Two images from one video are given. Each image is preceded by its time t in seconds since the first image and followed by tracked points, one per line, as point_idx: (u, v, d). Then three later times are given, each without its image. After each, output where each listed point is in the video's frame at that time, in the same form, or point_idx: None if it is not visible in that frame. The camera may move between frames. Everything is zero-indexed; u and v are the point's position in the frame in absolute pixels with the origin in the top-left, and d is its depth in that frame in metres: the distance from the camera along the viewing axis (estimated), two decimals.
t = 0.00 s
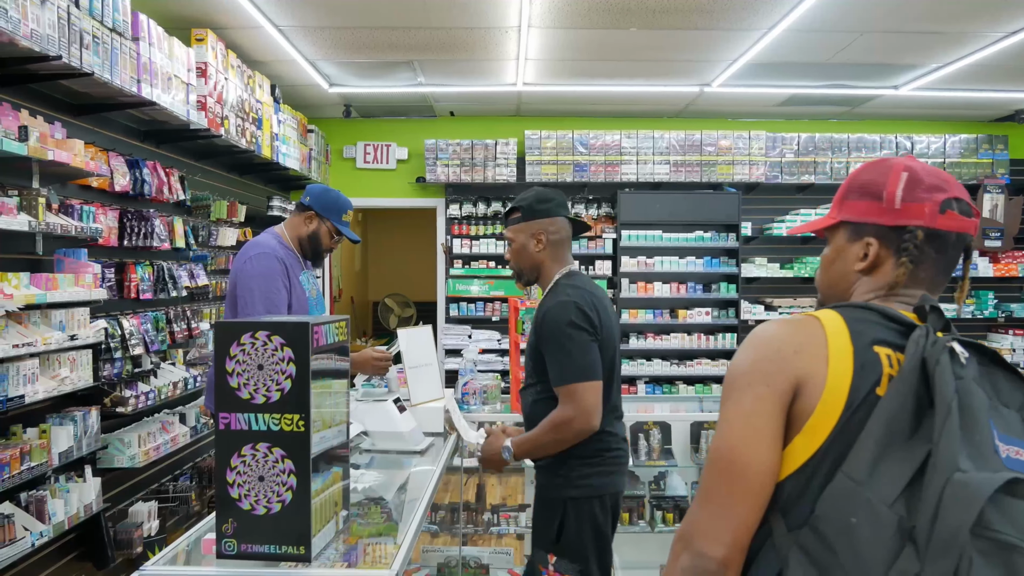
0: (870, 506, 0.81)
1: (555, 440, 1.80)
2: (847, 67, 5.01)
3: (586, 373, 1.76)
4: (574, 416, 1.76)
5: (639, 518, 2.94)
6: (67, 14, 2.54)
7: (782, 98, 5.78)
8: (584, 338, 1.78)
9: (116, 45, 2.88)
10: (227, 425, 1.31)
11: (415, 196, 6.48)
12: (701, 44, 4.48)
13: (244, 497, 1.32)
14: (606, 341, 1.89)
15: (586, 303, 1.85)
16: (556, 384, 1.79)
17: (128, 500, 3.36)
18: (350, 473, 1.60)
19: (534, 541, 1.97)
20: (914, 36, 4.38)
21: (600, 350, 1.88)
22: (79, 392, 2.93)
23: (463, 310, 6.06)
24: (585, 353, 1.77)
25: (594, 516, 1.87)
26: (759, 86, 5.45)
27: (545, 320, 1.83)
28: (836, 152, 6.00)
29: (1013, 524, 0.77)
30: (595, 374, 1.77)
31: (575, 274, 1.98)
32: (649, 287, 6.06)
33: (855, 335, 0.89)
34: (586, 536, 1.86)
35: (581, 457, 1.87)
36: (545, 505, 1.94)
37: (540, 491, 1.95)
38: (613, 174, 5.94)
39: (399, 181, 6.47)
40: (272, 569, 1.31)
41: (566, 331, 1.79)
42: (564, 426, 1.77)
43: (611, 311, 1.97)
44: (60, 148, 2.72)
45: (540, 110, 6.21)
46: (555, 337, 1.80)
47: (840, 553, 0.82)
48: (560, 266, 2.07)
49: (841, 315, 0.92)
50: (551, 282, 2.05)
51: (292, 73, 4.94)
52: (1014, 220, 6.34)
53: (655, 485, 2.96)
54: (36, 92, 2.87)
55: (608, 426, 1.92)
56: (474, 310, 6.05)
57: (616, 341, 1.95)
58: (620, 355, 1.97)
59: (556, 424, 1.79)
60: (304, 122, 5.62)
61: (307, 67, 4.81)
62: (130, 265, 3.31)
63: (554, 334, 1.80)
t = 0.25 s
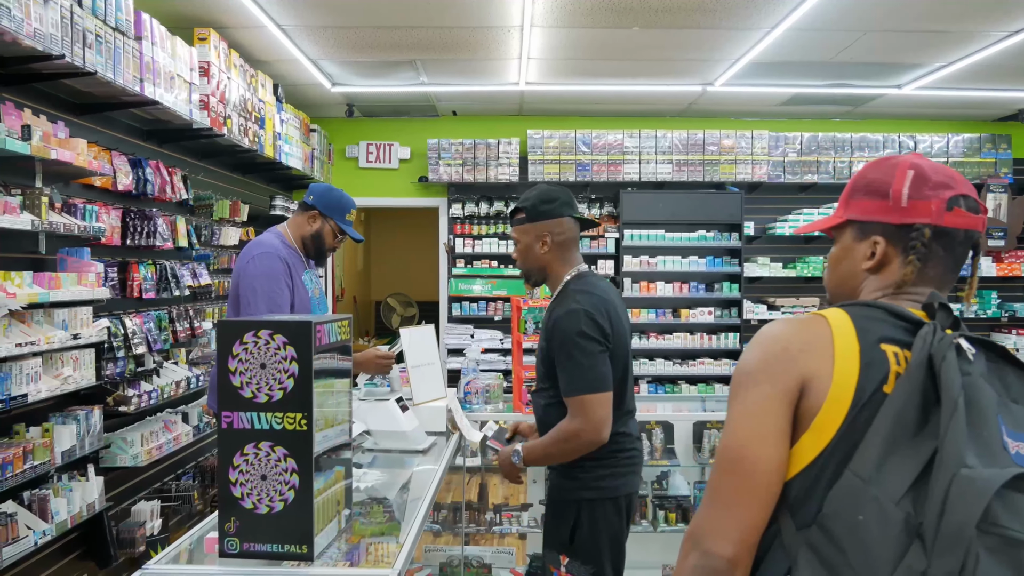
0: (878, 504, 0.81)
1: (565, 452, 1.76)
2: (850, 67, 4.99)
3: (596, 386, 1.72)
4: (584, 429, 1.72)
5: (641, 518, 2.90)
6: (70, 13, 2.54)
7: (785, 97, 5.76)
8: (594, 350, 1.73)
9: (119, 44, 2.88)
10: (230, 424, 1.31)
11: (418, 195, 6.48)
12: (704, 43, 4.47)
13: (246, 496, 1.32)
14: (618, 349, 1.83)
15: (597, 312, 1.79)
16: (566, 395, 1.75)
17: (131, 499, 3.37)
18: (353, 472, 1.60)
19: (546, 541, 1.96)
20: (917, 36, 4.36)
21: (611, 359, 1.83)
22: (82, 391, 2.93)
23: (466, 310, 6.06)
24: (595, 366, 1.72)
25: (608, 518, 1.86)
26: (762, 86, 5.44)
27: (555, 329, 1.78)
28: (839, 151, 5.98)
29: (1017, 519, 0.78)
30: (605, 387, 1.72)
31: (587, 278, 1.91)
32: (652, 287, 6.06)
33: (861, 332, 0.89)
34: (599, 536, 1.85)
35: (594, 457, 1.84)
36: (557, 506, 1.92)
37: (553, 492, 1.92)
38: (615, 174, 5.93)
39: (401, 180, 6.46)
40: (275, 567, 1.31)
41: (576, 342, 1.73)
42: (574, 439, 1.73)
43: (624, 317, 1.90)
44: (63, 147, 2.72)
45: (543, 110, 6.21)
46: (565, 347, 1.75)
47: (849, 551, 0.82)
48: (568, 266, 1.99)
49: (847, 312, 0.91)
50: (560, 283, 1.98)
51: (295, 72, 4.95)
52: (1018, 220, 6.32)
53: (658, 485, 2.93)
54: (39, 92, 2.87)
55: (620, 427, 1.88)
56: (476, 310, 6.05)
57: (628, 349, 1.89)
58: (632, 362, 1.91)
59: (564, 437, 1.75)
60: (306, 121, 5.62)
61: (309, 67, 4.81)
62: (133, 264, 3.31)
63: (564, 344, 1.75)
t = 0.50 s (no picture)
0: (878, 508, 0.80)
1: (579, 458, 1.77)
2: (853, 67, 4.99)
3: (610, 394, 1.70)
4: (598, 437, 1.71)
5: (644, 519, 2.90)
6: (74, 14, 2.55)
7: (788, 98, 5.76)
8: (609, 357, 1.71)
9: (122, 45, 2.89)
10: (233, 424, 1.31)
11: (420, 196, 6.48)
12: (706, 44, 4.47)
13: (250, 496, 1.32)
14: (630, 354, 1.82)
15: (611, 318, 1.77)
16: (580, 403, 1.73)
17: (134, 499, 3.37)
18: (356, 472, 1.60)
19: (557, 543, 1.96)
20: (919, 36, 4.35)
21: (624, 364, 1.81)
22: (85, 391, 2.94)
23: (468, 310, 6.06)
24: (610, 374, 1.71)
25: (619, 519, 1.85)
26: (764, 86, 5.43)
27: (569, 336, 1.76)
28: (842, 152, 5.98)
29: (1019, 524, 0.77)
30: (619, 394, 1.71)
31: (599, 283, 1.89)
32: (654, 288, 6.05)
33: (863, 335, 0.88)
34: (609, 537, 1.84)
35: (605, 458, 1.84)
36: (569, 506, 1.92)
37: (565, 492, 1.92)
38: (618, 175, 5.93)
39: (404, 181, 6.47)
40: (278, 568, 1.31)
41: (590, 349, 1.71)
42: (588, 447, 1.73)
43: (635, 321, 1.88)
44: (67, 148, 2.72)
45: (545, 110, 6.20)
46: (579, 354, 1.73)
47: (851, 555, 0.81)
48: (579, 270, 1.98)
49: (850, 314, 0.91)
50: (571, 287, 1.97)
51: (298, 73, 4.95)
52: (1021, 220, 6.30)
53: (660, 486, 2.93)
54: (43, 93, 2.88)
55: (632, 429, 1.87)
56: (479, 310, 6.05)
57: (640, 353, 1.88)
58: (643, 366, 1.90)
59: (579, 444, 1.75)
60: (309, 122, 5.63)
61: (312, 67, 4.81)
62: (136, 265, 3.32)
63: (578, 352, 1.73)
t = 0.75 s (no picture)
0: (872, 523, 0.79)
1: (586, 454, 1.76)
2: (855, 67, 4.97)
3: (618, 391, 1.70)
4: (606, 433, 1.71)
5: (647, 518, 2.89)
6: (76, 14, 2.55)
7: (790, 97, 5.75)
8: (615, 355, 1.70)
9: (124, 45, 2.89)
10: (235, 424, 1.31)
11: (422, 196, 6.48)
12: (709, 43, 4.46)
13: (252, 496, 1.31)
14: (639, 353, 1.81)
15: (619, 316, 1.76)
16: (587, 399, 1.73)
17: (136, 499, 3.37)
18: (358, 472, 1.60)
19: (568, 539, 1.97)
20: (922, 35, 4.34)
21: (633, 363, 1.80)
22: (88, 391, 2.94)
23: (470, 310, 6.06)
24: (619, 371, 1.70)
25: (626, 519, 1.83)
26: (766, 86, 5.42)
27: (576, 334, 1.77)
28: (844, 152, 5.96)
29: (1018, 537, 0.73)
30: (628, 392, 1.70)
31: (610, 282, 1.89)
32: (656, 287, 6.05)
33: (854, 343, 0.87)
34: (616, 537, 1.83)
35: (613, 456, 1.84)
36: (579, 504, 1.92)
37: (575, 490, 1.93)
38: (620, 174, 5.92)
39: (406, 180, 6.47)
40: (280, 567, 1.31)
41: (596, 347, 1.71)
42: (596, 443, 1.72)
43: (646, 320, 1.87)
44: (69, 148, 2.73)
45: (547, 110, 6.20)
46: (585, 351, 1.74)
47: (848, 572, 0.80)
48: (596, 270, 1.98)
49: (841, 321, 0.90)
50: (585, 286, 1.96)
51: (299, 73, 4.95)
52: None
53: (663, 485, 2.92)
54: (45, 92, 2.88)
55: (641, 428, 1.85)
56: (481, 310, 6.06)
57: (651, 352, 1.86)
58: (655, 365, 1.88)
59: (587, 440, 1.74)
60: (311, 121, 5.63)
61: (314, 67, 4.81)
62: (138, 264, 3.32)
63: (584, 349, 1.74)
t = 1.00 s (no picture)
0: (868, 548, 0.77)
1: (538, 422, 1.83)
2: (857, 66, 4.97)
3: (605, 386, 1.74)
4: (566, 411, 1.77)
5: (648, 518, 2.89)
6: (78, 14, 2.55)
7: (793, 96, 5.74)
8: (611, 350, 1.73)
9: (127, 44, 2.89)
10: (238, 422, 1.31)
11: (424, 195, 6.47)
12: (710, 43, 4.46)
13: (254, 495, 1.31)
14: (645, 353, 1.81)
15: (630, 314, 1.77)
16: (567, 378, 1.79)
17: (138, 498, 3.37)
18: (360, 471, 1.60)
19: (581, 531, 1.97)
20: (925, 34, 4.33)
21: (637, 362, 1.81)
22: (90, 390, 2.94)
23: (472, 309, 6.07)
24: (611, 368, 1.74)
25: (634, 515, 1.81)
26: (769, 85, 5.41)
27: (586, 322, 1.81)
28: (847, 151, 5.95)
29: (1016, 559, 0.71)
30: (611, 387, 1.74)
31: (636, 280, 1.89)
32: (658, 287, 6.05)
33: (844, 358, 0.83)
34: (622, 533, 1.81)
35: (627, 454, 1.83)
36: (592, 497, 1.92)
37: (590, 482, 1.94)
38: (622, 174, 5.92)
39: (407, 179, 6.47)
40: (283, 566, 1.31)
41: (597, 338, 1.75)
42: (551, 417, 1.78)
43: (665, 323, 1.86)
44: (72, 147, 2.73)
45: (550, 109, 6.20)
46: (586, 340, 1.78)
47: None
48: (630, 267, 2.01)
49: (829, 334, 0.85)
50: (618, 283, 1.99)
51: (301, 72, 4.95)
52: None
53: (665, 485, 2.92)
54: (48, 92, 2.88)
55: (659, 430, 1.82)
56: (483, 309, 6.06)
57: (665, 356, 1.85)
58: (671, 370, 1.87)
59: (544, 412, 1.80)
60: (313, 121, 5.63)
61: (317, 66, 4.81)
62: (141, 263, 3.33)
63: (587, 338, 1.78)
